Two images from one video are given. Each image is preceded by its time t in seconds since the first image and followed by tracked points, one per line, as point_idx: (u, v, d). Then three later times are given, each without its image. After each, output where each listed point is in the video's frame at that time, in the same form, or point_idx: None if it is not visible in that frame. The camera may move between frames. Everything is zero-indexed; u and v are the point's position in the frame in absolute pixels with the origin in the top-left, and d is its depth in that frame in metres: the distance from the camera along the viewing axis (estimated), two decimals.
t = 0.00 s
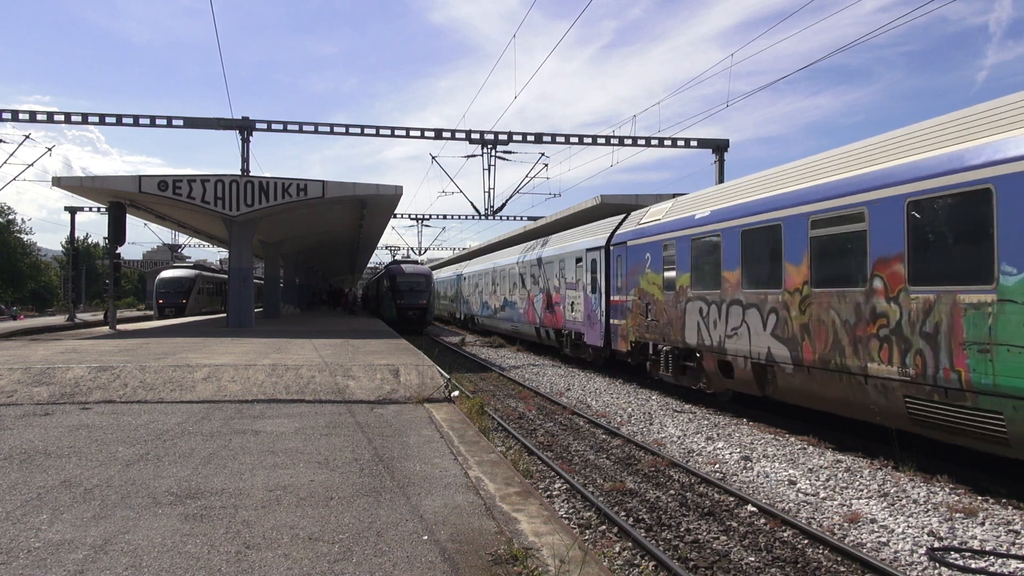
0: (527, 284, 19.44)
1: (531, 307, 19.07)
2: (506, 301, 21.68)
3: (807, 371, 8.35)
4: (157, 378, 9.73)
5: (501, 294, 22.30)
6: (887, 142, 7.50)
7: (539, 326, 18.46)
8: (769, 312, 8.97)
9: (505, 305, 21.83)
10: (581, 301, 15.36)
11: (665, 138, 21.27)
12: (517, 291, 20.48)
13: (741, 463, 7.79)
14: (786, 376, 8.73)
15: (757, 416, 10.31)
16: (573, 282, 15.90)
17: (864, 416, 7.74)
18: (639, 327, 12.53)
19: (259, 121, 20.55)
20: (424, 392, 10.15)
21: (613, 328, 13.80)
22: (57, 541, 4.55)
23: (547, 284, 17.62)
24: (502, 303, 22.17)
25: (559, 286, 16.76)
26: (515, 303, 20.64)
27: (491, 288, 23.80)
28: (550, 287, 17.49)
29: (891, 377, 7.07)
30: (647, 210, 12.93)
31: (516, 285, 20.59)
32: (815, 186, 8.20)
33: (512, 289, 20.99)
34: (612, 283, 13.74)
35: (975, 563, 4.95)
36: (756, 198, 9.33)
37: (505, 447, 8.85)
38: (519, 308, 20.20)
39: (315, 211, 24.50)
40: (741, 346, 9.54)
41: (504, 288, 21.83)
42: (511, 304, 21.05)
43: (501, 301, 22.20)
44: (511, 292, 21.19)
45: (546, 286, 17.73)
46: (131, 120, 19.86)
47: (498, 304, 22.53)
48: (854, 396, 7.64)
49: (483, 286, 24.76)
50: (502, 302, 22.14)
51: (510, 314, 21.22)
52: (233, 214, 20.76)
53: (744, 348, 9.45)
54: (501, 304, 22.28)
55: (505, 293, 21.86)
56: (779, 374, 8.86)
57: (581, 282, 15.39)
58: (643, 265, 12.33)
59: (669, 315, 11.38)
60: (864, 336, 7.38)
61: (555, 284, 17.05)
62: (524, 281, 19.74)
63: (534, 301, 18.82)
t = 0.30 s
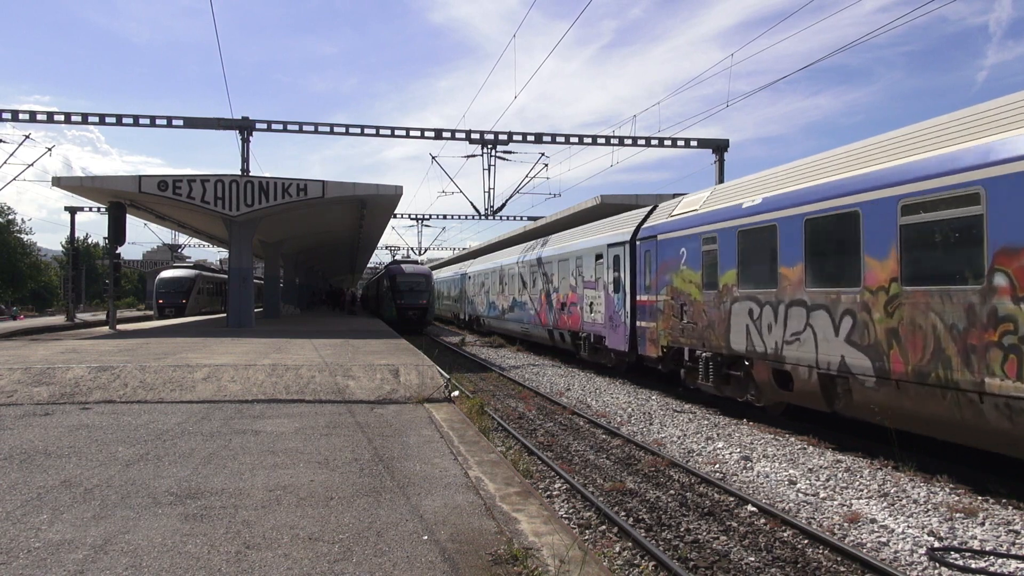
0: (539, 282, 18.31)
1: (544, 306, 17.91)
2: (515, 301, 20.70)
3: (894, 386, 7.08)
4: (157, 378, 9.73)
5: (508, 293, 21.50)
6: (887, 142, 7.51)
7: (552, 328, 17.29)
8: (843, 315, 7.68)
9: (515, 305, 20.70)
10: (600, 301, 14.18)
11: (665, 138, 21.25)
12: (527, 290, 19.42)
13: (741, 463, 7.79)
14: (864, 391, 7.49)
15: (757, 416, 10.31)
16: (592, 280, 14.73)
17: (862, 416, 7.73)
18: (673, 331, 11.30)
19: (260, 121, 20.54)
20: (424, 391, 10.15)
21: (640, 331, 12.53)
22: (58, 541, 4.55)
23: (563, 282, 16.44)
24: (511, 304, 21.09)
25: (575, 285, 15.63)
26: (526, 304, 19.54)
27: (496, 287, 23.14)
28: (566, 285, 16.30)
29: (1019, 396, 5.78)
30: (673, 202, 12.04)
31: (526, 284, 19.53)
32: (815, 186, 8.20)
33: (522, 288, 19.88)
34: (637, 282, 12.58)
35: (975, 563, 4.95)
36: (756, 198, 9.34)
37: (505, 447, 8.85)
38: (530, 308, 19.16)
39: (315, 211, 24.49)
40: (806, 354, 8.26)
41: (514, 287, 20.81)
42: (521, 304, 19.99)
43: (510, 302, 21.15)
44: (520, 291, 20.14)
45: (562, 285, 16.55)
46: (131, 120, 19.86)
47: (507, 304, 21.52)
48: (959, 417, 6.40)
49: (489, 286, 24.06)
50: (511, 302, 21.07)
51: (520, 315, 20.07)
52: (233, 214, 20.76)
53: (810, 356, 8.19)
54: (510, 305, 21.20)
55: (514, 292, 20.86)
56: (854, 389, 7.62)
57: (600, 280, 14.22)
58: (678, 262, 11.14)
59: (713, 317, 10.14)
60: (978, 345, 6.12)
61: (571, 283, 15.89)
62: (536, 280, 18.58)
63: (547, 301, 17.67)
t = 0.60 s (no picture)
0: (553, 281, 17.18)
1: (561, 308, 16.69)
2: (526, 302, 19.59)
3: None
4: (157, 378, 9.73)
5: (517, 293, 20.47)
6: (889, 141, 7.40)
7: (570, 331, 16.11)
8: (953, 319, 6.26)
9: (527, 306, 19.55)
10: (627, 303, 12.98)
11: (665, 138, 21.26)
12: (540, 290, 18.33)
13: (741, 463, 7.79)
14: (984, 412, 6.05)
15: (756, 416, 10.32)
16: (615, 278, 13.56)
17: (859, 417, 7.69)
18: (720, 336, 9.95)
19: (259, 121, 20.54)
20: (424, 391, 10.15)
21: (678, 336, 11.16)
22: (58, 541, 4.55)
23: (582, 281, 15.26)
24: (522, 305, 19.96)
25: (596, 284, 14.46)
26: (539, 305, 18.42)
27: (502, 286, 22.34)
28: (585, 285, 15.08)
29: None
30: (709, 193, 10.97)
31: (539, 284, 18.41)
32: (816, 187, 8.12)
33: (535, 288, 18.74)
34: (672, 281, 11.32)
35: (975, 563, 4.95)
36: (756, 199, 9.24)
37: (505, 447, 8.84)
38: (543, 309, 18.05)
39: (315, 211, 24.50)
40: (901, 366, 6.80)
41: (524, 288, 19.73)
42: (534, 305, 18.88)
43: (521, 302, 20.05)
44: (532, 291, 19.02)
45: (581, 284, 15.35)
46: (131, 120, 19.85)
47: (517, 305, 20.41)
48: None
49: (495, 285, 23.18)
50: (522, 303, 19.97)
51: (533, 317, 18.89)
52: (233, 214, 20.76)
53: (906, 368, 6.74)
54: (520, 306, 20.09)
55: (524, 293, 19.79)
56: (971, 410, 6.18)
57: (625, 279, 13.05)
58: (726, 257, 9.79)
59: (773, 319, 8.75)
60: None
61: (591, 282, 14.72)
62: (551, 279, 17.42)
63: (563, 302, 16.49)
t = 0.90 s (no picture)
0: (569, 280, 16.05)
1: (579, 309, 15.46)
2: (539, 303, 18.43)
3: None
4: (157, 378, 9.73)
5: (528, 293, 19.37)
6: (890, 141, 7.44)
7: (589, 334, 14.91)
8: None
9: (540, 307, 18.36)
10: (658, 303, 11.79)
11: (665, 138, 21.27)
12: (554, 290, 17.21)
13: (741, 463, 7.79)
14: None
15: (756, 416, 10.32)
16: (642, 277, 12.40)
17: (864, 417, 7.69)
18: (778, 342, 8.76)
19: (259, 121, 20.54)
20: (424, 392, 10.15)
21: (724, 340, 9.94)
22: (58, 541, 4.55)
23: (601, 280, 14.12)
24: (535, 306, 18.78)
25: (619, 283, 13.28)
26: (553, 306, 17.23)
27: (511, 286, 21.44)
28: (608, 284, 13.87)
29: None
30: (754, 180, 9.91)
31: (552, 283, 17.29)
32: (816, 187, 8.17)
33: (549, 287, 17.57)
34: (715, 278, 10.19)
35: (975, 563, 4.95)
36: (757, 199, 9.30)
37: (505, 447, 8.85)
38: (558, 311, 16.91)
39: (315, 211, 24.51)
40: None
41: (536, 288, 18.60)
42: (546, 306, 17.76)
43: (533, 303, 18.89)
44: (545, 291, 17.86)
45: (603, 283, 14.14)
46: (131, 120, 19.85)
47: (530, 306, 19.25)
48: None
49: (503, 284, 22.25)
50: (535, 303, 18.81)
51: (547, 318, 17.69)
52: (233, 214, 20.76)
53: None
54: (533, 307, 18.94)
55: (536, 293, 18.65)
56: None
57: (655, 277, 11.92)
58: (785, 252, 8.62)
59: (850, 324, 7.51)
60: None
61: (614, 281, 13.54)
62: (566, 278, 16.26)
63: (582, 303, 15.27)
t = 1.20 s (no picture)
0: (587, 278, 14.97)
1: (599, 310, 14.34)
2: (552, 304, 17.30)
3: None
4: (157, 378, 9.74)
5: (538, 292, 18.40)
6: (896, 140, 7.43)
7: (612, 338, 13.76)
8: None
9: (553, 308, 17.22)
10: (695, 304, 10.67)
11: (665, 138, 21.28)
12: (569, 289, 16.14)
13: (741, 463, 7.79)
14: None
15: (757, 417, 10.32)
16: (677, 275, 11.24)
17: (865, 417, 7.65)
18: (853, 349, 7.46)
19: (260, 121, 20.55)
20: (424, 391, 10.15)
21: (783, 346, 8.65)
22: (58, 541, 4.55)
23: (627, 279, 12.98)
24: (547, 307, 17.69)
25: (649, 281, 12.11)
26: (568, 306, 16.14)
27: (518, 285, 20.55)
28: (634, 283, 12.71)
29: None
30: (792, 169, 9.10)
31: (568, 282, 16.20)
32: (817, 186, 8.17)
33: (564, 285, 16.46)
34: (769, 274, 8.93)
35: (976, 563, 4.95)
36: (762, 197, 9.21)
37: (505, 447, 8.85)
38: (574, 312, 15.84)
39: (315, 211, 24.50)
40: None
41: (549, 287, 17.49)
42: (560, 307, 16.68)
43: (545, 304, 17.84)
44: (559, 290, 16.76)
45: (628, 281, 12.97)
46: (131, 120, 19.85)
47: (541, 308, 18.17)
48: None
49: (507, 285, 21.59)
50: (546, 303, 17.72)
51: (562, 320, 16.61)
52: (233, 214, 20.76)
53: None
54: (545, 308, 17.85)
55: (549, 292, 17.58)
56: None
57: (693, 275, 10.74)
58: (864, 242, 7.32)
59: (959, 330, 6.22)
60: None
61: (640, 279, 12.43)
62: (583, 276, 15.21)
63: (603, 304, 14.14)
